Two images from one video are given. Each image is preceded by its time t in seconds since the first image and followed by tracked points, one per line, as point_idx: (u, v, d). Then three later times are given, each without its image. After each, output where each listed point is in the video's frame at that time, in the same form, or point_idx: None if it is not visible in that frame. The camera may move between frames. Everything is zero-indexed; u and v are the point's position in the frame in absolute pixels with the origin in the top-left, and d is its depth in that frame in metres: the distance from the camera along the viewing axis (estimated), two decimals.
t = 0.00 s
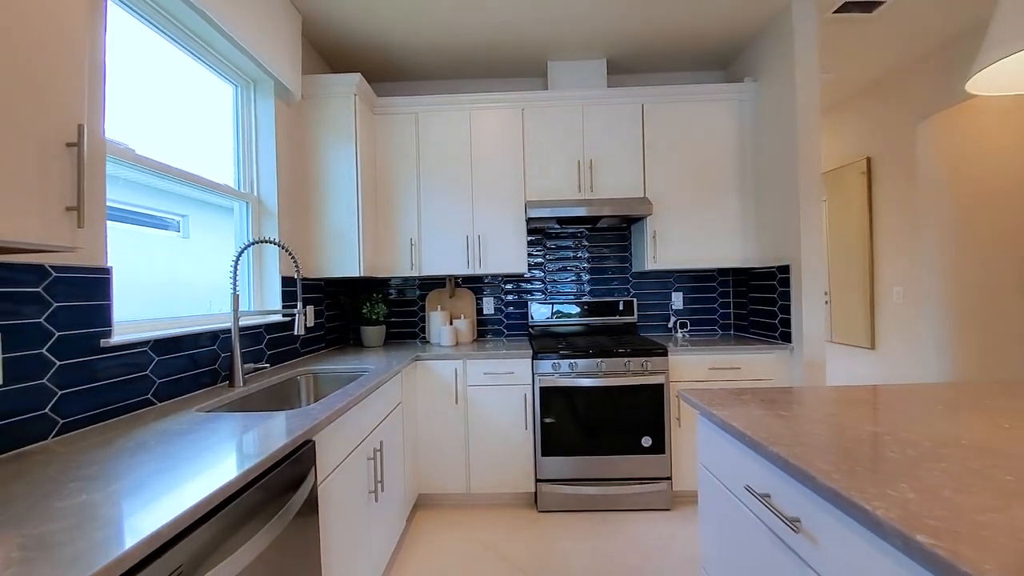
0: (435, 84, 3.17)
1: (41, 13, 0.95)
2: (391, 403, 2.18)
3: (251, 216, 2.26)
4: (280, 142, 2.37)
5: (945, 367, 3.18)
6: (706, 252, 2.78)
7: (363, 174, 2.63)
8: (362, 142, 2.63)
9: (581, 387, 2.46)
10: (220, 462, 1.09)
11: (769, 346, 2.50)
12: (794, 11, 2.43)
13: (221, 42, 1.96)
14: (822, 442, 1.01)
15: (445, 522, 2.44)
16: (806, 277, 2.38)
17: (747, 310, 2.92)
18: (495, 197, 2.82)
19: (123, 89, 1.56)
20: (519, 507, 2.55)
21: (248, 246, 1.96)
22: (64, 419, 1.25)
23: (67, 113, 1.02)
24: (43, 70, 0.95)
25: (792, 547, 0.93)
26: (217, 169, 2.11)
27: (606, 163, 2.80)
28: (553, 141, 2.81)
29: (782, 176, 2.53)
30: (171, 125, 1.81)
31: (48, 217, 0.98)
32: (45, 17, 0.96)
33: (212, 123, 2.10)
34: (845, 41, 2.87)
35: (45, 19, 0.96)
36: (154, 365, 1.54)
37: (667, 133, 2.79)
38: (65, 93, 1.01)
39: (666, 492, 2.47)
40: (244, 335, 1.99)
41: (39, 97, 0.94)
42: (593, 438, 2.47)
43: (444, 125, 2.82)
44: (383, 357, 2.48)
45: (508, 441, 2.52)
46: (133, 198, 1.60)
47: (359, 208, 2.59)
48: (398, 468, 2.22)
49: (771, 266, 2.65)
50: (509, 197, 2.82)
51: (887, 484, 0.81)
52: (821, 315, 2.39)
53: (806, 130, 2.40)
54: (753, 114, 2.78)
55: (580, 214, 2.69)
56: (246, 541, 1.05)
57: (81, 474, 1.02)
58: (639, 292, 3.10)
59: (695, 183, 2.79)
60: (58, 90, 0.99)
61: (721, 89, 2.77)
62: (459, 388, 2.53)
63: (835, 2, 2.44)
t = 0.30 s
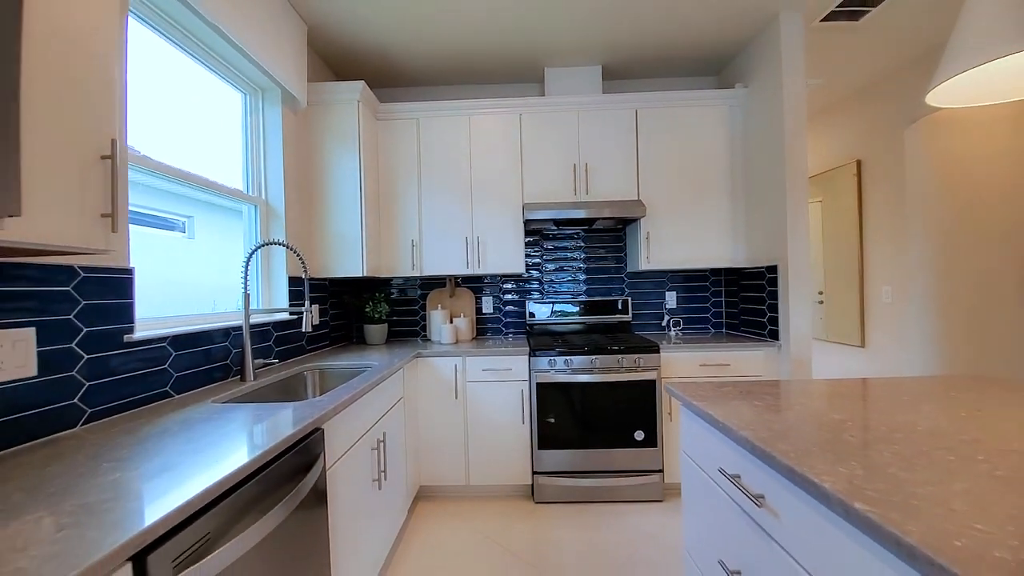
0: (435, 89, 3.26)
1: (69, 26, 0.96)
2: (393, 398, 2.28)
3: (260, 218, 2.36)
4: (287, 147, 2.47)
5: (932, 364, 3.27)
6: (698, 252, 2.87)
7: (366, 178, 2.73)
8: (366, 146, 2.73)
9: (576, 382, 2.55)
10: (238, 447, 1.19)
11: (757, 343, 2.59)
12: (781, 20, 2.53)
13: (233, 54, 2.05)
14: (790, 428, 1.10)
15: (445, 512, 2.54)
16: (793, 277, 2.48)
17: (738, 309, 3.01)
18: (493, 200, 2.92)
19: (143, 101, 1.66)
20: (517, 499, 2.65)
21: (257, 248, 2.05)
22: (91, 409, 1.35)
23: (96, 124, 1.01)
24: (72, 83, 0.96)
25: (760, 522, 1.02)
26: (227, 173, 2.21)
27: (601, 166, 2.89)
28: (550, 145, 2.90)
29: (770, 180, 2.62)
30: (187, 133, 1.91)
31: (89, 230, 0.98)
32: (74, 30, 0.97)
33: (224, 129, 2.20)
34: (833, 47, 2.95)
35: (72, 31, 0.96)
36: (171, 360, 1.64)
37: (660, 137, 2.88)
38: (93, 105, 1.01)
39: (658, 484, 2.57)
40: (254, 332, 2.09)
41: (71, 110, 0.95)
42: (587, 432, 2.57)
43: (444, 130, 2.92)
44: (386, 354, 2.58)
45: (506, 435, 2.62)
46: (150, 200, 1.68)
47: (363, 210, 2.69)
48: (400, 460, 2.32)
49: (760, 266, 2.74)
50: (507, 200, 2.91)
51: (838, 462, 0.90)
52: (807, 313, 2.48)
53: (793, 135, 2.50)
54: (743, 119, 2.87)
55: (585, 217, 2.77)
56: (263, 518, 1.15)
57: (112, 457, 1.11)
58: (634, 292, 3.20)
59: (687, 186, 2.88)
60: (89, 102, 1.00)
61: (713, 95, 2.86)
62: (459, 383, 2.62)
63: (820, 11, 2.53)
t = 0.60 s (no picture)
0: (438, 96, 3.37)
1: (110, 55, 1.06)
2: (398, 394, 2.38)
3: (271, 223, 2.47)
4: (296, 154, 2.58)
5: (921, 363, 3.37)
6: (692, 254, 2.97)
7: (371, 183, 2.84)
8: (371, 153, 2.84)
9: (573, 380, 2.65)
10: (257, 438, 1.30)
11: (748, 342, 2.68)
12: (770, 31, 2.62)
13: (247, 68, 2.16)
14: (764, 419, 1.20)
15: (447, 505, 2.65)
16: (782, 279, 2.57)
17: (731, 309, 3.10)
18: (494, 204, 3.02)
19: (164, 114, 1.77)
20: (516, 492, 2.75)
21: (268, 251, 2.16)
22: (121, 402, 1.45)
23: (134, 143, 1.11)
24: (115, 106, 1.06)
25: (735, 504, 1.12)
26: (241, 180, 2.31)
27: (597, 171, 2.99)
28: (549, 151, 3.00)
29: (761, 185, 2.71)
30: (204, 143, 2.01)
31: (129, 238, 1.09)
32: (115, 58, 1.07)
33: (238, 138, 2.31)
34: (823, 54, 3.04)
35: (114, 59, 1.06)
36: (192, 357, 1.75)
37: (655, 143, 2.98)
38: (133, 126, 1.11)
39: (652, 478, 2.66)
40: (266, 331, 2.20)
41: (113, 131, 1.06)
42: (584, 428, 2.67)
43: (447, 136, 3.02)
44: (391, 352, 2.69)
45: (506, 431, 2.72)
46: (166, 204, 1.77)
47: (368, 214, 2.80)
48: (405, 454, 2.42)
49: (752, 268, 2.83)
50: (507, 204, 3.01)
51: (801, 446, 0.99)
52: (795, 314, 2.58)
53: (782, 142, 2.60)
54: (736, 125, 2.97)
55: (586, 220, 2.88)
56: (281, 500, 1.26)
57: (145, 444, 1.22)
58: (630, 293, 3.29)
59: (681, 190, 2.98)
60: (128, 123, 1.10)
61: (706, 102, 2.95)
62: (461, 381, 2.73)
63: (809, 22, 2.62)
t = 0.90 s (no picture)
0: (443, 102, 3.46)
1: (151, 80, 1.15)
2: (406, 392, 2.47)
3: (283, 227, 2.56)
4: (307, 161, 2.68)
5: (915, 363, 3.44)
6: (690, 257, 3.05)
7: (379, 188, 2.94)
8: (379, 159, 2.94)
9: (574, 379, 2.74)
10: (280, 430, 1.39)
11: (745, 342, 2.77)
12: (766, 41, 2.70)
13: (263, 80, 2.26)
14: (751, 414, 1.29)
15: (452, 499, 2.74)
16: (777, 281, 2.66)
17: (729, 310, 3.19)
18: (498, 208, 3.11)
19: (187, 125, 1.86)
20: (519, 487, 2.84)
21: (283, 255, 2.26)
22: (150, 397, 1.55)
23: (170, 158, 1.20)
24: (155, 126, 1.15)
25: (723, 493, 1.20)
26: (256, 186, 2.41)
27: (598, 177, 3.08)
28: (551, 157, 3.09)
29: (758, 190, 2.79)
30: (222, 152, 2.11)
31: (164, 245, 1.18)
32: (156, 83, 1.16)
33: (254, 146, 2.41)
34: (819, 63, 3.12)
35: (155, 82, 1.15)
36: (213, 355, 1.85)
37: (654, 148, 3.06)
38: (170, 142, 1.20)
39: (651, 474, 2.75)
40: (280, 331, 2.30)
41: (153, 148, 1.15)
42: (585, 425, 2.76)
43: (452, 142, 3.11)
44: (398, 352, 2.78)
45: (509, 428, 2.81)
46: (189, 209, 1.85)
47: (376, 218, 2.89)
48: (412, 449, 2.52)
49: (749, 270, 2.92)
50: (511, 208, 3.10)
51: (782, 439, 1.08)
52: (790, 315, 2.66)
53: (778, 149, 2.68)
54: (733, 132, 3.05)
55: (586, 223, 2.96)
56: (302, 489, 1.35)
57: (177, 436, 1.32)
58: (630, 294, 3.38)
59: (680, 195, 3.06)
60: (165, 141, 1.19)
61: (704, 109, 3.03)
62: (466, 379, 2.82)
63: (804, 32, 2.70)
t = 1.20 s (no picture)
0: (448, 107, 3.54)
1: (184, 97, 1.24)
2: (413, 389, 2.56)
3: (294, 230, 2.65)
4: (317, 165, 2.77)
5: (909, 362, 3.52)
6: (688, 258, 3.13)
7: (386, 191, 3.03)
8: (386, 163, 3.03)
9: (576, 377, 2.82)
10: (299, 423, 1.48)
11: (742, 341, 2.85)
12: (762, 49, 2.79)
13: (276, 89, 2.34)
14: (742, 408, 1.37)
15: (457, 493, 2.83)
16: (772, 282, 2.74)
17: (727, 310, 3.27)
18: (502, 210, 3.19)
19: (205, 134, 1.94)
20: (522, 482, 2.93)
21: (295, 257, 2.34)
22: (176, 393, 1.64)
23: (199, 169, 1.29)
24: (187, 140, 1.24)
25: (716, 481, 1.29)
26: (269, 190, 2.50)
27: (599, 180, 3.16)
28: (554, 161, 3.17)
29: (755, 193, 2.86)
30: (237, 158, 2.19)
31: (195, 250, 1.26)
32: (188, 99, 1.25)
33: (267, 152, 2.49)
34: (816, 69, 3.20)
35: (188, 98, 1.24)
36: (231, 353, 1.94)
37: (653, 152, 3.14)
38: (201, 153, 1.29)
39: (650, 469, 2.83)
40: (292, 330, 2.39)
41: (185, 160, 1.23)
42: (586, 421, 2.85)
43: (457, 147, 3.20)
44: (405, 350, 2.87)
45: (513, 424, 2.90)
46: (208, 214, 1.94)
47: (384, 221, 2.98)
48: (419, 444, 2.60)
49: (746, 271, 3.00)
50: (515, 210, 3.19)
51: (770, 430, 1.16)
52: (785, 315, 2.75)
53: (774, 154, 2.76)
54: (731, 136, 3.13)
55: (588, 225, 3.04)
56: (320, 478, 1.44)
57: (204, 429, 1.41)
58: (630, 294, 3.46)
59: (679, 197, 3.14)
60: (195, 153, 1.28)
61: (703, 114, 3.11)
62: (470, 377, 2.90)
63: (799, 40, 2.78)
